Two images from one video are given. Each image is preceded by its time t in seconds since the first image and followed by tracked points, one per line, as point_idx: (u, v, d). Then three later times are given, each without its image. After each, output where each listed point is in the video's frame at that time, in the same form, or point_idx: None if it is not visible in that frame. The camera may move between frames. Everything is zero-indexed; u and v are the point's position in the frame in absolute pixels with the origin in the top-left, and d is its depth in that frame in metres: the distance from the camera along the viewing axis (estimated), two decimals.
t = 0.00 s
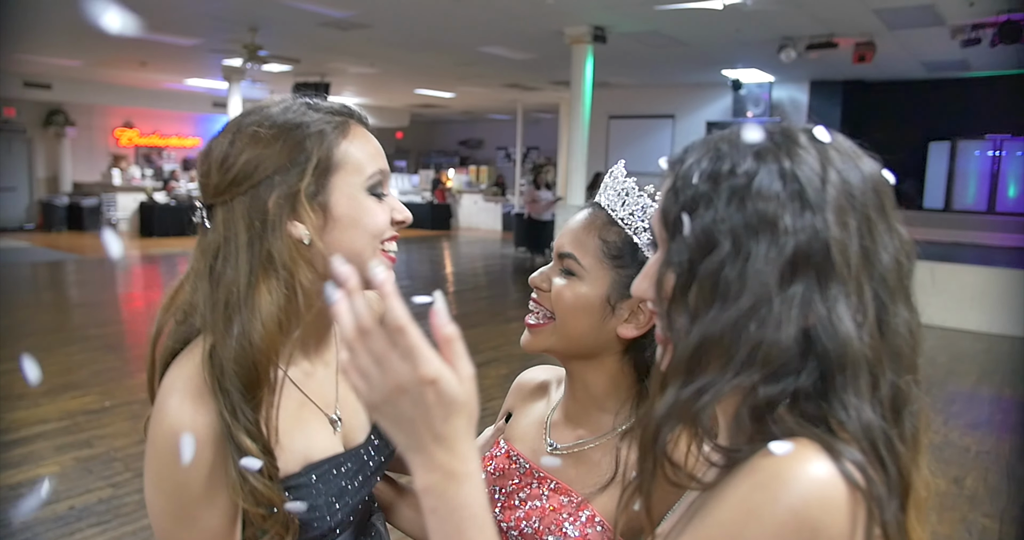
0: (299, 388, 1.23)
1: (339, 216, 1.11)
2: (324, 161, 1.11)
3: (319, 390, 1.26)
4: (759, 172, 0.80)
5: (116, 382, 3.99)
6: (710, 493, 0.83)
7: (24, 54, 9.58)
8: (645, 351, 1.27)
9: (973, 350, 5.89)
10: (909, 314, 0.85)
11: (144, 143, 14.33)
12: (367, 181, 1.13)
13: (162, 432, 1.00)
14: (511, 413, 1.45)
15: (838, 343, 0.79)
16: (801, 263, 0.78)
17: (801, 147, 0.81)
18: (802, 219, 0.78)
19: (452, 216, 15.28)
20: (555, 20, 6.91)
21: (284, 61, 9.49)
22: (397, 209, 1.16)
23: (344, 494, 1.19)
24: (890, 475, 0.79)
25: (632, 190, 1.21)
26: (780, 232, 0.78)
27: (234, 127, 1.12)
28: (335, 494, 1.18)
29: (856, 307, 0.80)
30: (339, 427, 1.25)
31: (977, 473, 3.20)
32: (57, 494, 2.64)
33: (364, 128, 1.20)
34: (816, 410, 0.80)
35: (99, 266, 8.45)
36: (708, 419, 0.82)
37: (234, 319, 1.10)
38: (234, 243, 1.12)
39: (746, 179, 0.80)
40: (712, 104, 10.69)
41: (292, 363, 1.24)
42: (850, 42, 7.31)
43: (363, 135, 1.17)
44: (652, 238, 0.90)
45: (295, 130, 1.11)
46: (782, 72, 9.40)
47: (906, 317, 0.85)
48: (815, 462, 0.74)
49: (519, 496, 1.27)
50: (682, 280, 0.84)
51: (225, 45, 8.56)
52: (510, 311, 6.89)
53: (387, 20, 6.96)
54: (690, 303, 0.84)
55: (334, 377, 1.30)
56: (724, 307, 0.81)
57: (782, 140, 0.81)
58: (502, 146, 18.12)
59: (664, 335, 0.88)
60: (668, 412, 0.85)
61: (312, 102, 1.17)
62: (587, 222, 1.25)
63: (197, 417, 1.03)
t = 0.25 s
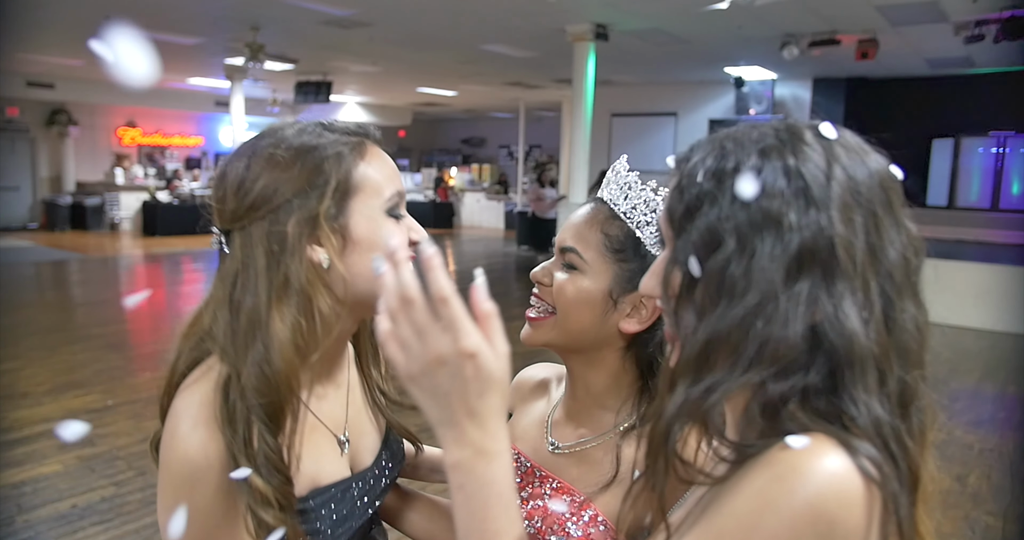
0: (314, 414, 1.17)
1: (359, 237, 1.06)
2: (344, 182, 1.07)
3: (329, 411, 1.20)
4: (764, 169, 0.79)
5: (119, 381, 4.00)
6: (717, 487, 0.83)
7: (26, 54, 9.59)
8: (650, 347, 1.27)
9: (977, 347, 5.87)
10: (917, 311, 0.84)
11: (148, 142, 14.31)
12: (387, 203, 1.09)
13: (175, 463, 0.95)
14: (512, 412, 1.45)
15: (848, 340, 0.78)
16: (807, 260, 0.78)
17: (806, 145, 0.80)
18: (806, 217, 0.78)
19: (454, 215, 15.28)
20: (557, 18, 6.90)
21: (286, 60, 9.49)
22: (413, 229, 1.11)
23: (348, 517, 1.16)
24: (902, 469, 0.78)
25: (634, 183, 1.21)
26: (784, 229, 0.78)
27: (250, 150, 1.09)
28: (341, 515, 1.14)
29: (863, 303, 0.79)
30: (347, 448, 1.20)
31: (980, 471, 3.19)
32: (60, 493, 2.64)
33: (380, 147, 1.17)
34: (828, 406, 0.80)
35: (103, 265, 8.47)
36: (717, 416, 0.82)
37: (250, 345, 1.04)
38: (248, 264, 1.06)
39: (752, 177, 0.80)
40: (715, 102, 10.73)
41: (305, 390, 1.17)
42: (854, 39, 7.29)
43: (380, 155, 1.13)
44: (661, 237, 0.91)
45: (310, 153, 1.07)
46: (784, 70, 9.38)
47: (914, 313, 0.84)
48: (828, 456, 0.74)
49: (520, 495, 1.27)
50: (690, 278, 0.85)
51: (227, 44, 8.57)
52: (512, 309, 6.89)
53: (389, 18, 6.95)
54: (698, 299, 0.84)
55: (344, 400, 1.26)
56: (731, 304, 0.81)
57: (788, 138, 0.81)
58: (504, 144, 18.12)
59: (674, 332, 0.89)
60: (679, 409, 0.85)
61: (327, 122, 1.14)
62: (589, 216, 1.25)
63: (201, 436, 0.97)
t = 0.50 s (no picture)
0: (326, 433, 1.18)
1: (376, 258, 1.05)
2: (362, 203, 1.05)
3: (336, 427, 1.22)
4: (765, 165, 0.79)
5: (122, 381, 4.01)
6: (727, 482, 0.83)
7: (28, 55, 9.61)
8: (656, 343, 1.26)
9: (980, 345, 5.87)
10: (924, 304, 0.84)
11: (151, 142, 14.42)
12: (404, 223, 1.08)
13: (184, 490, 0.95)
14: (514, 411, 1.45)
15: (852, 333, 0.78)
16: (809, 255, 0.78)
17: (809, 141, 0.80)
18: (807, 211, 0.77)
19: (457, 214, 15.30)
20: (558, 17, 6.90)
21: (288, 60, 9.50)
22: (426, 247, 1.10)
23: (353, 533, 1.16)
24: (912, 461, 0.78)
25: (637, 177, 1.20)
26: (786, 223, 0.78)
27: (262, 167, 1.07)
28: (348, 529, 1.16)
29: (867, 296, 0.79)
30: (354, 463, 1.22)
31: (983, 469, 3.18)
32: (64, 492, 2.65)
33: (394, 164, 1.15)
34: (841, 403, 0.79)
35: (106, 265, 8.49)
36: (727, 413, 0.82)
37: (271, 368, 1.04)
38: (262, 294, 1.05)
39: (753, 172, 0.80)
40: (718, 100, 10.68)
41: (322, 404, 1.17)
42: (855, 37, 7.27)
43: (397, 173, 1.12)
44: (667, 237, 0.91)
45: (327, 170, 1.05)
46: (786, 67, 9.36)
47: (920, 308, 0.83)
48: (842, 450, 0.73)
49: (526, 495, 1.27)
50: (695, 277, 0.85)
51: (229, 44, 8.59)
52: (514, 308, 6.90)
53: (390, 18, 6.95)
54: (703, 295, 0.84)
55: (349, 416, 1.25)
56: (735, 300, 0.81)
57: (790, 135, 0.81)
58: (506, 143, 18.12)
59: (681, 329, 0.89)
60: (685, 408, 0.85)
61: (341, 137, 1.12)
62: (591, 211, 1.24)
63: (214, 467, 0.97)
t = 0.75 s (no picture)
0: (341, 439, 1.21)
1: (387, 273, 1.06)
2: (374, 218, 1.07)
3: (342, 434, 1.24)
4: (764, 160, 0.79)
5: (124, 380, 4.01)
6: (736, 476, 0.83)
7: (29, 55, 9.61)
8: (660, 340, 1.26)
9: (983, 342, 5.86)
10: (930, 294, 0.82)
11: (151, 142, 14.37)
12: (413, 238, 1.09)
13: (186, 508, 0.96)
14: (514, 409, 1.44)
15: (855, 325, 0.78)
16: (809, 248, 0.77)
17: (808, 135, 0.79)
18: (805, 205, 0.77)
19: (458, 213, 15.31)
20: (559, 15, 6.89)
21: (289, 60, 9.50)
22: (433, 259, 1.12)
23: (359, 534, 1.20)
24: (921, 451, 0.77)
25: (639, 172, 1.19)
26: (784, 217, 0.77)
27: (268, 180, 1.07)
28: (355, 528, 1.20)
29: (871, 287, 0.78)
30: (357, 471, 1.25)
31: (986, 466, 3.18)
32: (65, 492, 2.65)
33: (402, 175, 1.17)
34: (853, 398, 0.79)
35: (108, 265, 8.50)
36: (735, 407, 0.82)
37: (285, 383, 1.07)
38: (273, 315, 1.07)
39: (751, 167, 0.80)
40: (718, 98, 10.65)
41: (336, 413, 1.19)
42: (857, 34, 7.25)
43: (404, 185, 1.13)
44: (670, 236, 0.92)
45: (335, 184, 1.06)
46: (788, 65, 9.35)
47: (927, 297, 0.81)
48: (853, 443, 0.72)
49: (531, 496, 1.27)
50: (696, 272, 0.86)
51: (230, 44, 8.58)
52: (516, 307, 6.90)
53: (391, 16, 6.94)
54: (708, 290, 0.84)
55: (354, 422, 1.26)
56: (736, 296, 0.81)
57: (791, 130, 0.81)
58: (508, 142, 18.12)
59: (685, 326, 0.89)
60: (690, 405, 0.85)
61: (349, 150, 1.13)
62: (593, 207, 1.23)
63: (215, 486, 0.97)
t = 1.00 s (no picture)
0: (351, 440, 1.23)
1: (387, 288, 1.07)
2: (373, 233, 1.07)
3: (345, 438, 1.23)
4: (760, 153, 0.80)
5: (125, 379, 4.01)
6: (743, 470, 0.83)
7: (29, 55, 9.61)
8: (662, 339, 1.26)
9: (984, 338, 5.86)
10: (936, 283, 0.81)
11: (152, 141, 14.44)
12: (413, 251, 1.10)
13: (178, 524, 0.95)
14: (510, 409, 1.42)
15: (854, 315, 0.77)
16: (806, 240, 0.77)
17: (807, 128, 0.79)
18: (801, 196, 0.77)
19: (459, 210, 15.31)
20: (559, 12, 6.88)
21: (289, 58, 9.50)
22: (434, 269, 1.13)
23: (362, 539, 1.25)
24: (927, 443, 0.76)
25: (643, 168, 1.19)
26: (780, 210, 0.77)
27: (264, 194, 1.06)
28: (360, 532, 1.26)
29: (871, 276, 0.77)
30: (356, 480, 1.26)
31: (987, 461, 3.18)
32: (66, 490, 2.65)
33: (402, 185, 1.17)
34: (859, 392, 0.78)
35: (108, 264, 8.50)
36: (739, 401, 0.82)
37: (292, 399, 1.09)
38: (276, 335, 1.08)
39: (748, 160, 0.80)
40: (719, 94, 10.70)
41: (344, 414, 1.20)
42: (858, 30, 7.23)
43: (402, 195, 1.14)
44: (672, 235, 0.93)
45: (334, 198, 1.06)
46: (788, 62, 9.34)
47: (932, 285, 0.80)
48: (858, 438, 0.72)
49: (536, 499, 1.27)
50: (695, 266, 0.86)
51: (229, 42, 8.58)
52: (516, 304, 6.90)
53: (390, 14, 6.93)
54: (709, 283, 0.84)
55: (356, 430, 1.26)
56: (733, 288, 0.81)
57: (790, 125, 0.80)
58: (508, 139, 18.12)
59: (687, 321, 0.89)
60: (693, 399, 0.85)
61: (348, 160, 1.13)
62: (595, 202, 1.23)
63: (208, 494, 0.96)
